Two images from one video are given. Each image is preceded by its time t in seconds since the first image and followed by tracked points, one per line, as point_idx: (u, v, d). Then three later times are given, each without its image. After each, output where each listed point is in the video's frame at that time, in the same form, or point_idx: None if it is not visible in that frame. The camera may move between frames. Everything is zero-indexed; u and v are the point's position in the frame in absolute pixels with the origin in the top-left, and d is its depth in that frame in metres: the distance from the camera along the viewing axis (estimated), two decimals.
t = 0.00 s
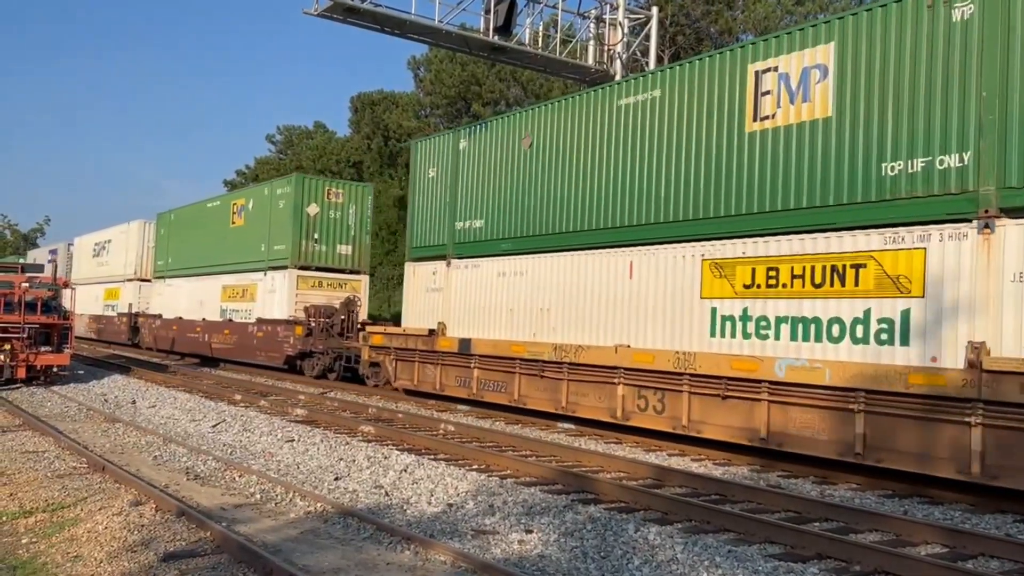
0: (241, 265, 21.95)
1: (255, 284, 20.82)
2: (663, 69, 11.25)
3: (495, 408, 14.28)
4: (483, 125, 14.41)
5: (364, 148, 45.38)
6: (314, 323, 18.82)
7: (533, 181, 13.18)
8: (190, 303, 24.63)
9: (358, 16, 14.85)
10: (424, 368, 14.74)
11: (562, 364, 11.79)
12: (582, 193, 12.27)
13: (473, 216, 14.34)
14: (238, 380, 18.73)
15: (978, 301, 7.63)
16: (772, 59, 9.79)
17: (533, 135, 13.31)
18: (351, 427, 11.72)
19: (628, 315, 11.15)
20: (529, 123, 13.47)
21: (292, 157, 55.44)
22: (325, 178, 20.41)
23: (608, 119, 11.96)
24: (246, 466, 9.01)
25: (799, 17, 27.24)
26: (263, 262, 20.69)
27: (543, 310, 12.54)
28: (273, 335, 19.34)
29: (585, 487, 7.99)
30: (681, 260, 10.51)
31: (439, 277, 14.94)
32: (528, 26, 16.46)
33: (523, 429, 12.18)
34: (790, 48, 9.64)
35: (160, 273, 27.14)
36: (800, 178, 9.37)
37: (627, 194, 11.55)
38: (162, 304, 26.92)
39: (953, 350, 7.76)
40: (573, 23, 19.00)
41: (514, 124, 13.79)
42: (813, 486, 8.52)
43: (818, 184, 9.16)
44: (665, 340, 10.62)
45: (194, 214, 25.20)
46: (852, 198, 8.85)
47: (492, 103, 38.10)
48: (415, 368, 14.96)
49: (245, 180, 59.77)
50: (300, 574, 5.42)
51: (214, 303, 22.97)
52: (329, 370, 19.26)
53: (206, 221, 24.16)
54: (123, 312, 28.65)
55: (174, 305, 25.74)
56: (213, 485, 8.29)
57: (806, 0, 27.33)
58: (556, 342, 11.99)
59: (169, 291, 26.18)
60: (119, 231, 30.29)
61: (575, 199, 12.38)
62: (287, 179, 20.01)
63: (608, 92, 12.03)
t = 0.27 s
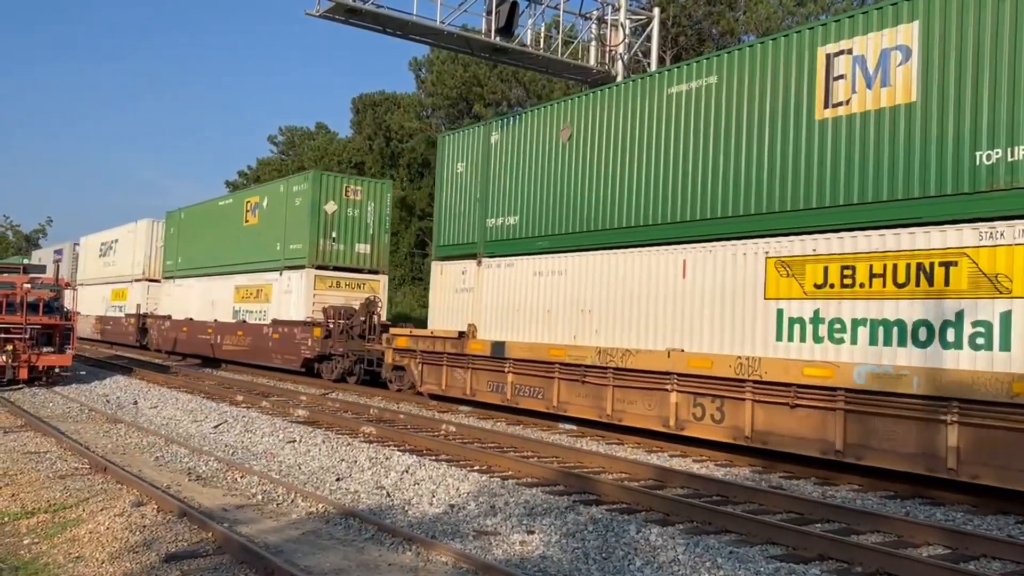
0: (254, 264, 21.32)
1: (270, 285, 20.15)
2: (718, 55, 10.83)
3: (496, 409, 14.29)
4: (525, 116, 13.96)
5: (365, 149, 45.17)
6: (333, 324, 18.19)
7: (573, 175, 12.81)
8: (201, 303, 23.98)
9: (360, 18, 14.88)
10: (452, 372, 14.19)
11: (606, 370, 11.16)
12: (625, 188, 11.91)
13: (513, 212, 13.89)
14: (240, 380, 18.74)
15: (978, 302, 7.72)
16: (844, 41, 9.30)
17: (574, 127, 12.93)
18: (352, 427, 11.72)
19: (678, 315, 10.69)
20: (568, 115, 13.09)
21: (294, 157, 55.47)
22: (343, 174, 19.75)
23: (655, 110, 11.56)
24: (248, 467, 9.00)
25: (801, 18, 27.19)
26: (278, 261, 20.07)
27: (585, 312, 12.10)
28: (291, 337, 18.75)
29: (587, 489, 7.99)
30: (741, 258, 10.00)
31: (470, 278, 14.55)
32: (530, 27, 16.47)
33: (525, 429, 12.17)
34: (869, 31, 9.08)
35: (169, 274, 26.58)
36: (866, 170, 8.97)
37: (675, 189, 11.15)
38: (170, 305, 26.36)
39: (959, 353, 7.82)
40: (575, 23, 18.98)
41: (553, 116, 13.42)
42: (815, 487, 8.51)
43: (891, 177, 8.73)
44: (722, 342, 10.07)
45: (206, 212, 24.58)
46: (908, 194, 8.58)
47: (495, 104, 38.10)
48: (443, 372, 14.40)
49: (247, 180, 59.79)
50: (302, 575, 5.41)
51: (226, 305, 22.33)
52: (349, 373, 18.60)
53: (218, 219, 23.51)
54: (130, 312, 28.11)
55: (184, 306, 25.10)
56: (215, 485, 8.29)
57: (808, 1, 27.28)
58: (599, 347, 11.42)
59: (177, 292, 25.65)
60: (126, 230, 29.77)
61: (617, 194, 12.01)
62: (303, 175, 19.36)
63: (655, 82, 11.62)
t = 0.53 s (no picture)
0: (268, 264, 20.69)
1: (286, 286, 19.52)
2: (782, 37, 9.97)
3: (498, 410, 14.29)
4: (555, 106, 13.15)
5: (366, 149, 45.34)
6: (353, 326, 17.50)
7: (614, 168, 11.96)
8: (212, 304, 23.32)
9: (361, 19, 14.89)
10: (482, 376, 13.38)
11: (656, 376, 10.30)
12: (674, 181, 11.05)
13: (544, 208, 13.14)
14: (241, 381, 18.77)
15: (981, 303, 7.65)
16: (929, 19, 8.44)
17: (615, 115, 12.04)
18: (354, 428, 11.73)
19: (739, 317, 9.84)
20: (608, 103, 12.21)
21: (296, 158, 55.47)
22: (362, 171, 19.09)
23: (708, 96, 10.67)
24: (249, 467, 9.01)
25: (802, 19, 27.18)
26: (294, 261, 19.42)
27: (630, 314, 11.22)
28: (308, 338, 18.07)
29: (588, 489, 7.98)
30: (810, 256, 9.17)
31: (501, 277, 13.71)
32: (531, 28, 16.48)
33: (526, 430, 12.18)
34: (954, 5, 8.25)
35: (178, 275, 26.03)
36: (907, 162, 8.52)
37: (733, 180, 10.28)
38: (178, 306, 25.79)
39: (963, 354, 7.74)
40: (576, 23, 18.99)
41: (590, 105, 12.54)
42: (816, 488, 8.51)
43: (934, 170, 8.30)
44: (791, 347, 9.25)
45: (217, 211, 23.95)
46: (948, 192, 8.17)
47: (496, 105, 38.22)
48: (472, 376, 13.59)
49: (248, 181, 59.84)
50: None
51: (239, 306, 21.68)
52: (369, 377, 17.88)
53: (230, 218, 22.87)
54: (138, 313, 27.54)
55: (195, 306, 24.46)
56: (216, 486, 8.30)
57: (810, 2, 27.27)
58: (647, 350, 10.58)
59: (187, 292, 25.10)
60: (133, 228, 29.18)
61: (665, 187, 11.14)
62: (321, 172, 18.72)
63: (708, 65, 10.74)
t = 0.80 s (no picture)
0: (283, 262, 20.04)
1: (302, 286, 18.87)
2: (853, 16, 9.27)
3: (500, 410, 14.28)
4: (598, 95, 12.45)
5: (367, 150, 45.41)
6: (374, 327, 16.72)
7: (664, 160, 11.29)
8: (224, 305, 22.68)
9: (362, 20, 14.89)
10: (516, 381, 12.89)
11: (713, 382, 9.80)
12: (731, 173, 10.37)
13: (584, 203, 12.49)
14: (242, 381, 18.79)
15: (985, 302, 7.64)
16: None
17: (665, 103, 11.35)
18: (355, 429, 11.74)
19: (808, 317, 9.17)
20: (656, 91, 11.53)
21: (297, 159, 55.48)
22: (382, 167, 18.38)
23: (771, 81, 9.98)
24: (251, 468, 9.02)
25: (803, 19, 27.15)
26: (311, 260, 18.77)
27: (681, 316, 10.60)
28: (327, 341, 17.39)
29: (590, 490, 7.98)
30: (889, 253, 8.49)
31: (537, 276, 13.04)
32: (532, 28, 16.46)
33: (527, 430, 12.19)
34: None
35: (187, 274, 25.46)
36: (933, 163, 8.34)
37: (801, 170, 9.59)
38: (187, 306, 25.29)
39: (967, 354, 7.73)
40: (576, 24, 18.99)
41: (635, 93, 11.86)
42: (817, 488, 8.51)
43: (1006, 158, 7.78)
44: (866, 351, 8.59)
45: (229, 209, 23.27)
46: None
47: (497, 106, 38.25)
48: (505, 381, 13.08)
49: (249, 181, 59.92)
50: None
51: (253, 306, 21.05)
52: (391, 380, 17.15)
53: (243, 215, 22.19)
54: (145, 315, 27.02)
55: (205, 307, 23.83)
56: (218, 486, 8.30)
57: (811, 2, 27.23)
58: (701, 354, 10.04)
59: (195, 292, 24.56)
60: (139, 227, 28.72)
61: (722, 180, 10.46)
62: (339, 167, 18.03)
63: (770, 49, 10.05)
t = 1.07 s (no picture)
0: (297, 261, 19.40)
1: (319, 285, 18.22)
2: None
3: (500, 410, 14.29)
4: (644, 81, 11.69)
5: (368, 150, 45.43)
6: (396, 330, 16.13)
7: (718, 149, 10.52)
8: (235, 305, 21.97)
9: (362, 20, 14.89)
10: (553, 385, 12.15)
11: (779, 389, 9.06)
12: (797, 163, 9.60)
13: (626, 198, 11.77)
14: (243, 382, 18.80)
15: (991, 299, 7.63)
16: None
17: (719, 89, 10.57)
18: (356, 429, 11.74)
19: (881, 317, 8.47)
20: (708, 76, 10.76)
21: (297, 159, 55.50)
22: (402, 162, 17.81)
23: (842, 62, 9.21)
24: (252, 468, 9.02)
25: (804, 19, 27.12)
26: (327, 259, 18.09)
27: (739, 317, 9.83)
28: (347, 343, 16.68)
29: (590, 490, 7.98)
30: (982, 248, 7.74)
31: (575, 274, 12.29)
32: (532, 28, 16.46)
33: (528, 431, 12.20)
34: None
35: (196, 274, 24.90)
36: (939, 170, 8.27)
37: (876, 159, 8.83)
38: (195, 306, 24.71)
39: (969, 354, 7.75)
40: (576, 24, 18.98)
41: (684, 79, 11.10)
42: (818, 488, 8.51)
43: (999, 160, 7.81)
44: (956, 354, 7.83)
45: (240, 207, 22.63)
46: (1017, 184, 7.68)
47: (497, 106, 38.04)
48: (542, 385, 12.34)
49: (250, 181, 59.98)
50: None
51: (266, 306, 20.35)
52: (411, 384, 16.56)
53: (255, 214, 21.52)
54: (152, 316, 26.55)
55: (215, 308, 23.15)
56: (219, 487, 8.31)
57: (811, 2, 27.20)
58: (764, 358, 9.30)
59: (205, 292, 23.93)
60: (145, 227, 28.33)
61: (788, 170, 9.69)
62: (359, 162, 17.41)
63: (840, 28, 9.28)
